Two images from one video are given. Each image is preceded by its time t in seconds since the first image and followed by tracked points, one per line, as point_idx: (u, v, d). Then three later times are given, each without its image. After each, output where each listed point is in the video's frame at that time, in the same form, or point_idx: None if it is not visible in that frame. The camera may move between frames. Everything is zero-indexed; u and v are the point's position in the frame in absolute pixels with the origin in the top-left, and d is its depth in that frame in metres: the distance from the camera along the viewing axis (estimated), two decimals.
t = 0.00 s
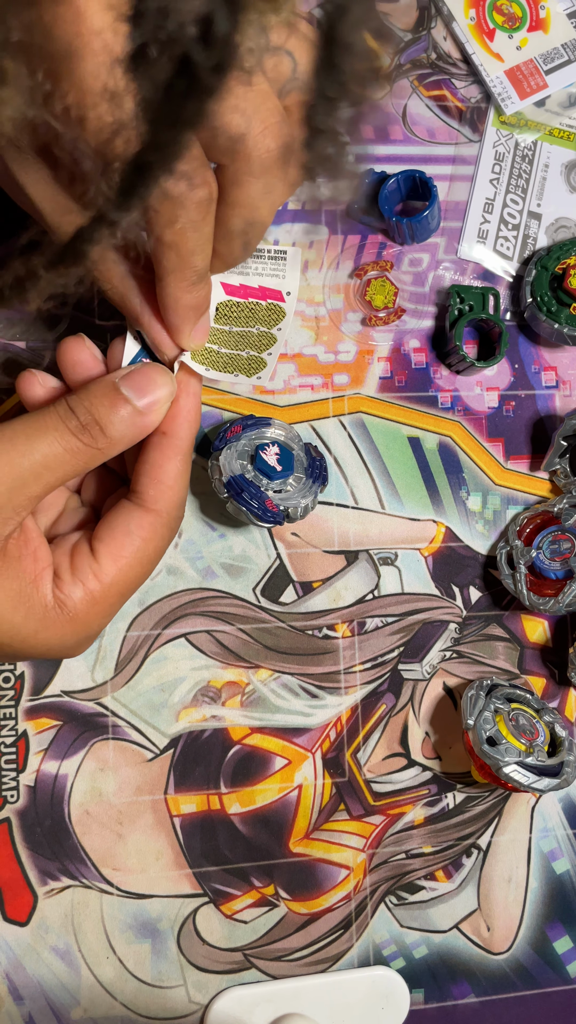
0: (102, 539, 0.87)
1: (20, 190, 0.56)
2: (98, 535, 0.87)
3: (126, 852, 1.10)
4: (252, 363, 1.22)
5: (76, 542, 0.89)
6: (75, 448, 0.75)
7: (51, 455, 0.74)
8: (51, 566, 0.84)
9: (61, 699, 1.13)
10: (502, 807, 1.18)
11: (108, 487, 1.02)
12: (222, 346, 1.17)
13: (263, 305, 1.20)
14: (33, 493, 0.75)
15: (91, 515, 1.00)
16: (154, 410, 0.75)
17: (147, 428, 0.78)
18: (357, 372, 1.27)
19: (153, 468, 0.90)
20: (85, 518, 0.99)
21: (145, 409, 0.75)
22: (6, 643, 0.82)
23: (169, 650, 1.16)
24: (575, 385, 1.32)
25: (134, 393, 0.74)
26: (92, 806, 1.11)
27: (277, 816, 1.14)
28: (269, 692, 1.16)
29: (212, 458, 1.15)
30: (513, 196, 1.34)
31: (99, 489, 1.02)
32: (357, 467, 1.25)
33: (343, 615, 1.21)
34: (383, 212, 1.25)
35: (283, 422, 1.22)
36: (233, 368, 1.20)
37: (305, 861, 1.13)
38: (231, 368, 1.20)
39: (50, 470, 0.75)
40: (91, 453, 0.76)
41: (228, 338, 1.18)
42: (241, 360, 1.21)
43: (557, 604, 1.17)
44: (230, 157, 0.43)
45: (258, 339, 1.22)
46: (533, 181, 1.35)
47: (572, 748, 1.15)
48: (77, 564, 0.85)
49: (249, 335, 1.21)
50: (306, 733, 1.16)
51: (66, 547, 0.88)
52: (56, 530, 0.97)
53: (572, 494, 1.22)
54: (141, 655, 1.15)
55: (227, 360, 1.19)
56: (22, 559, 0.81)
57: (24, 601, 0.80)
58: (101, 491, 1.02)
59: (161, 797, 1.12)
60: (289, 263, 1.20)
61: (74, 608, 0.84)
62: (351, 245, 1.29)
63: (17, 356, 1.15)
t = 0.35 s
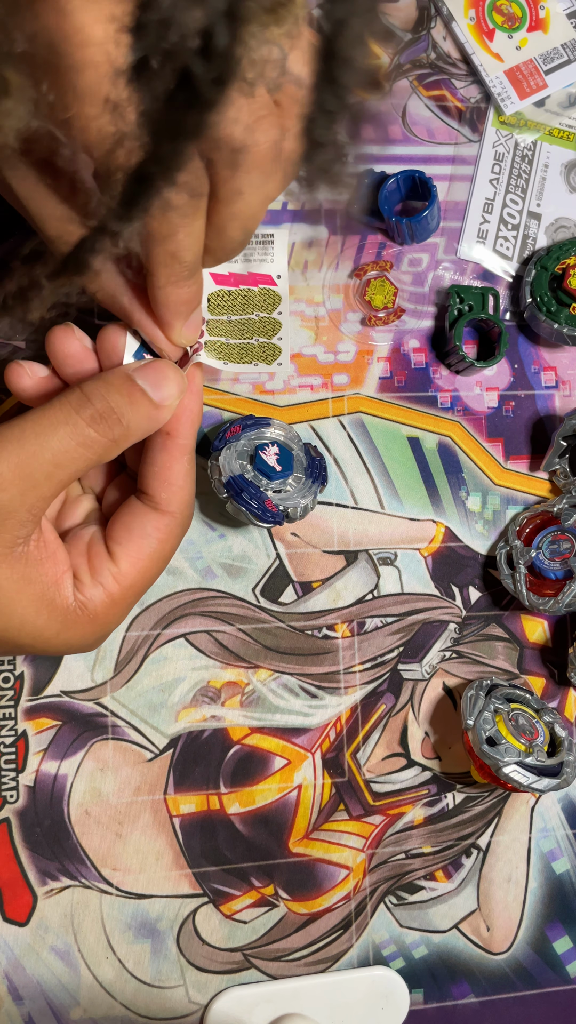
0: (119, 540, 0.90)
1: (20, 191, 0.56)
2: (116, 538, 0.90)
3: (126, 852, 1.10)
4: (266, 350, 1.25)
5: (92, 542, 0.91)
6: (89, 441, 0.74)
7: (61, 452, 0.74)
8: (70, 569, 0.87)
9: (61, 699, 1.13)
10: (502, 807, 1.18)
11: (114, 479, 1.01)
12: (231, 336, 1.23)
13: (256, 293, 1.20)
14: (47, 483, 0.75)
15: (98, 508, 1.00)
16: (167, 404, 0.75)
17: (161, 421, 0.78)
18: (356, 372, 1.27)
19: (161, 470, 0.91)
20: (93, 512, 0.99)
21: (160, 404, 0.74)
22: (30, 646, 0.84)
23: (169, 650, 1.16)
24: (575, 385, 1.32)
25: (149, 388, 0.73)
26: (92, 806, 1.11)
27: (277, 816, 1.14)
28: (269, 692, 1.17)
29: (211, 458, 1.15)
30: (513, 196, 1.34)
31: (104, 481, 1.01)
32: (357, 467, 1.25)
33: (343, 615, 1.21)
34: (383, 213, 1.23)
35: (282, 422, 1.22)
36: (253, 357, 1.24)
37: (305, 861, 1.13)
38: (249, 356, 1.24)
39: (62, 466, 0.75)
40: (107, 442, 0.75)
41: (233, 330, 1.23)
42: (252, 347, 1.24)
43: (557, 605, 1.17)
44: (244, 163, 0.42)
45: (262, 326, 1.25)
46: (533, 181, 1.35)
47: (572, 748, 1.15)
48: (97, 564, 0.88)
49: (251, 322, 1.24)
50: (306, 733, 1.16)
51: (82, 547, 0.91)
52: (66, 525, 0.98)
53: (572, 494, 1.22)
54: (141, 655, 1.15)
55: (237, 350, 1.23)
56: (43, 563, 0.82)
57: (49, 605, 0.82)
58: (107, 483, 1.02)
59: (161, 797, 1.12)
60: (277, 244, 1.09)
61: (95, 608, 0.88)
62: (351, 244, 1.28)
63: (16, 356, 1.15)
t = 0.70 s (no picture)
0: (130, 545, 0.90)
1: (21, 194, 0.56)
2: (126, 543, 0.90)
3: (126, 852, 1.10)
4: (272, 351, 1.25)
5: (102, 546, 0.91)
6: (97, 457, 0.74)
7: (70, 468, 0.74)
8: (77, 572, 0.87)
9: (61, 699, 1.13)
10: (502, 807, 1.18)
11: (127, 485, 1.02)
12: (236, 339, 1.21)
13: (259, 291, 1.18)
14: (51, 500, 0.75)
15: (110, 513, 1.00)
16: (173, 418, 0.75)
17: (167, 435, 0.78)
18: (356, 372, 1.27)
19: (178, 477, 0.91)
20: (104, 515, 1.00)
21: (165, 419, 0.75)
22: (35, 650, 0.85)
23: (169, 650, 1.16)
24: (575, 385, 1.32)
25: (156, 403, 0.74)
26: (92, 806, 1.11)
27: (277, 816, 1.14)
28: (269, 692, 1.16)
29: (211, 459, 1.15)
30: (513, 196, 1.34)
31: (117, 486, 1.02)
32: (357, 467, 1.25)
33: (343, 615, 1.21)
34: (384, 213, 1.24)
35: (282, 422, 1.22)
36: (258, 361, 1.24)
37: (305, 861, 1.13)
38: (256, 361, 1.24)
39: (71, 481, 0.75)
40: (114, 459, 0.75)
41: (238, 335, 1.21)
42: (258, 351, 1.24)
43: (557, 605, 1.17)
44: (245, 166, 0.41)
45: (267, 325, 1.24)
46: (533, 181, 1.35)
47: (572, 748, 1.15)
48: (107, 568, 0.88)
49: (255, 321, 1.22)
50: (306, 733, 1.16)
51: (92, 549, 0.91)
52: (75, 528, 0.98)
53: (572, 494, 1.22)
54: (141, 655, 1.15)
55: (243, 353, 1.22)
56: (47, 569, 0.82)
57: (53, 610, 0.82)
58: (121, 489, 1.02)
59: (161, 797, 1.12)
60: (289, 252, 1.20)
61: (102, 614, 0.87)
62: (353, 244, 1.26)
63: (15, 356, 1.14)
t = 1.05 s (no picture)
0: (125, 536, 0.88)
1: (25, 194, 0.56)
2: (121, 533, 0.89)
3: (126, 852, 1.10)
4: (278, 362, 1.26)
5: (96, 538, 0.90)
6: (93, 439, 0.75)
7: (66, 447, 0.74)
8: (72, 562, 0.86)
9: (61, 699, 1.13)
10: (502, 807, 1.18)
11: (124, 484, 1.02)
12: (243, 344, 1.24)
13: (270, 299, 1.21)
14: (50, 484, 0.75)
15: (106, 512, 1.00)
16: (171, 405, 0.76)
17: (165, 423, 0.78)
18: (357, 372, 1.27)
19: (178, 468, 0.92)
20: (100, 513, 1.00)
21: (162, 404, 0.75)
22: (27, 639, 0.83)
23: (169, 650, 1.16)
24: (575, 385, 1.32)
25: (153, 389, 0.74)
26: (92, 807, 1.11)
27: (277, 816, 1.14)
28: (269, 692, 1.16)
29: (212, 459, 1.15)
30: (513, 196, 1.34)
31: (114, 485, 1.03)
32: (357, 467, 1.25)
33: (343, 615, 1.21)
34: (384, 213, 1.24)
35: (283, 422, 1.22)
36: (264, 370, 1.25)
37: (306, 861, 1.13)
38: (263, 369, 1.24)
39: (67, 462, 0.75)
40: (109, 442, 0.76)
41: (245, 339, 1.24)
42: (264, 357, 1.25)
43: (557, 605, 1.17)
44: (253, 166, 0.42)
45: (275, 334, 1.25)
46: (533, 181, 1.35)
47: (572, 748, 1.15)
48: (101, 559, 0.87)
49: (262, 329, 1.24)
50: (306, 733, 1.16)
51: (87, 542, 0.90)
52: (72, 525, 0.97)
53: (572, 495, 1.22)
54: (141, 655, 1.15)
55: (249, 359, 1.24)
56: (42, 555, 0.81)
57: (45, 597, 0.80)
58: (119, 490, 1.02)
59: (161, 797, 1.12)
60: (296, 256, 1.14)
61: (95, 604, 0.85)
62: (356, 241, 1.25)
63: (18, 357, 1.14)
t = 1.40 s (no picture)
0: (124, 514, 0.88)
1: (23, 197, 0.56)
2: (120, 512, 0.88)
3: (126, 852, 1.10)
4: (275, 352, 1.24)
5: (94, 519, 0.89)
6: (99, 428, 0.76)
7: (69, 431, 0.75)
8: (74, 541, 0.86)
9: (60, 699, 1.13)
10: (501, 807, 1.18)
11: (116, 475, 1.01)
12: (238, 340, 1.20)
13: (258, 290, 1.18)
14: (53, 469, 0.76)
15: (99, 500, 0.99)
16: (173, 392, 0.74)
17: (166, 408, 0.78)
18: (356, 372, 1.27)
19: (170, 442, 0.91)
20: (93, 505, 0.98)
21: (164, 390, 0.74)
22: (35, 628, 0.83)
23: (169, 650, 1.16)
24: (574, 385, 1.32)
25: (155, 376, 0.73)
26: (92, 807, 1.11)
27: (277, 816, 1.14)
28: (269, 692, 1.17)
29: (211, 458, 1.15)
30: (513, 196, 1.34)
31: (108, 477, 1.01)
32: (357, 467, 1.25)
33: (343, 615, 1.21)
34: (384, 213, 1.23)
35: (282, 422, 1.22)
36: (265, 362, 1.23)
37: (305, 861, 1.13)
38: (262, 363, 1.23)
39: (70, 446, 0.76)
40: (111, 428, 0.76)
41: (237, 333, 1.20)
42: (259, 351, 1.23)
43: (557, 605, 1.17)
44: (254, 158, 0.40)
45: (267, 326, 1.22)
46: (533, 181, 1.35)
47: (572, 748, 1.15)
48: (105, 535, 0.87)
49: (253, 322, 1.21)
50: (306, 733, 1.16)
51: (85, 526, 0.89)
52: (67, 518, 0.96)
53: (572, 494, 1.22)
54: (141, 655, 1.15)
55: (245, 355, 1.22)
56: (44, 540, 0.81)
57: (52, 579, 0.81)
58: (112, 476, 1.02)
59: (161, 797, 1.12)
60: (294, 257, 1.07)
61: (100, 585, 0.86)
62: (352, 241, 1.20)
63: (19, 356, 1.14)
